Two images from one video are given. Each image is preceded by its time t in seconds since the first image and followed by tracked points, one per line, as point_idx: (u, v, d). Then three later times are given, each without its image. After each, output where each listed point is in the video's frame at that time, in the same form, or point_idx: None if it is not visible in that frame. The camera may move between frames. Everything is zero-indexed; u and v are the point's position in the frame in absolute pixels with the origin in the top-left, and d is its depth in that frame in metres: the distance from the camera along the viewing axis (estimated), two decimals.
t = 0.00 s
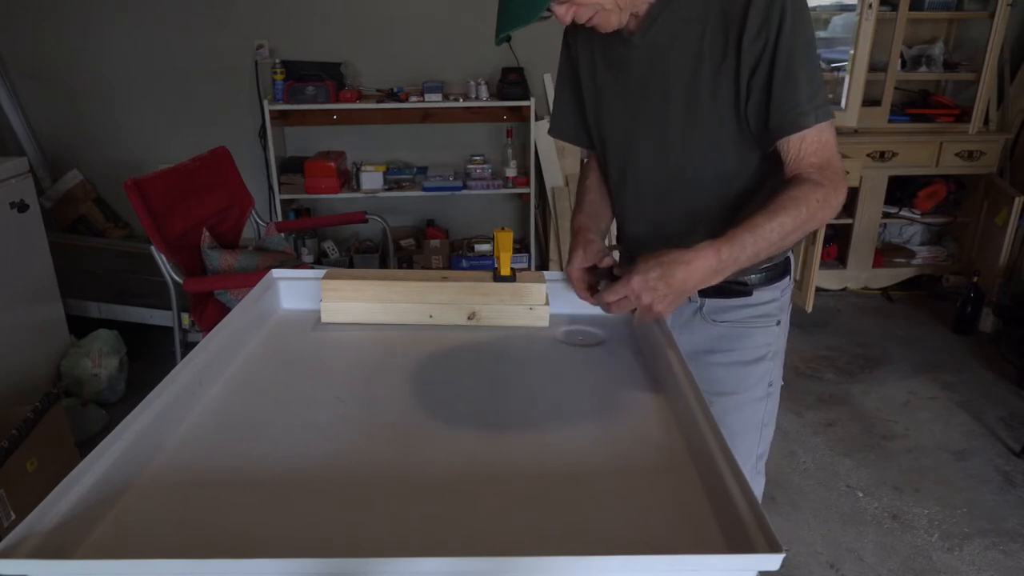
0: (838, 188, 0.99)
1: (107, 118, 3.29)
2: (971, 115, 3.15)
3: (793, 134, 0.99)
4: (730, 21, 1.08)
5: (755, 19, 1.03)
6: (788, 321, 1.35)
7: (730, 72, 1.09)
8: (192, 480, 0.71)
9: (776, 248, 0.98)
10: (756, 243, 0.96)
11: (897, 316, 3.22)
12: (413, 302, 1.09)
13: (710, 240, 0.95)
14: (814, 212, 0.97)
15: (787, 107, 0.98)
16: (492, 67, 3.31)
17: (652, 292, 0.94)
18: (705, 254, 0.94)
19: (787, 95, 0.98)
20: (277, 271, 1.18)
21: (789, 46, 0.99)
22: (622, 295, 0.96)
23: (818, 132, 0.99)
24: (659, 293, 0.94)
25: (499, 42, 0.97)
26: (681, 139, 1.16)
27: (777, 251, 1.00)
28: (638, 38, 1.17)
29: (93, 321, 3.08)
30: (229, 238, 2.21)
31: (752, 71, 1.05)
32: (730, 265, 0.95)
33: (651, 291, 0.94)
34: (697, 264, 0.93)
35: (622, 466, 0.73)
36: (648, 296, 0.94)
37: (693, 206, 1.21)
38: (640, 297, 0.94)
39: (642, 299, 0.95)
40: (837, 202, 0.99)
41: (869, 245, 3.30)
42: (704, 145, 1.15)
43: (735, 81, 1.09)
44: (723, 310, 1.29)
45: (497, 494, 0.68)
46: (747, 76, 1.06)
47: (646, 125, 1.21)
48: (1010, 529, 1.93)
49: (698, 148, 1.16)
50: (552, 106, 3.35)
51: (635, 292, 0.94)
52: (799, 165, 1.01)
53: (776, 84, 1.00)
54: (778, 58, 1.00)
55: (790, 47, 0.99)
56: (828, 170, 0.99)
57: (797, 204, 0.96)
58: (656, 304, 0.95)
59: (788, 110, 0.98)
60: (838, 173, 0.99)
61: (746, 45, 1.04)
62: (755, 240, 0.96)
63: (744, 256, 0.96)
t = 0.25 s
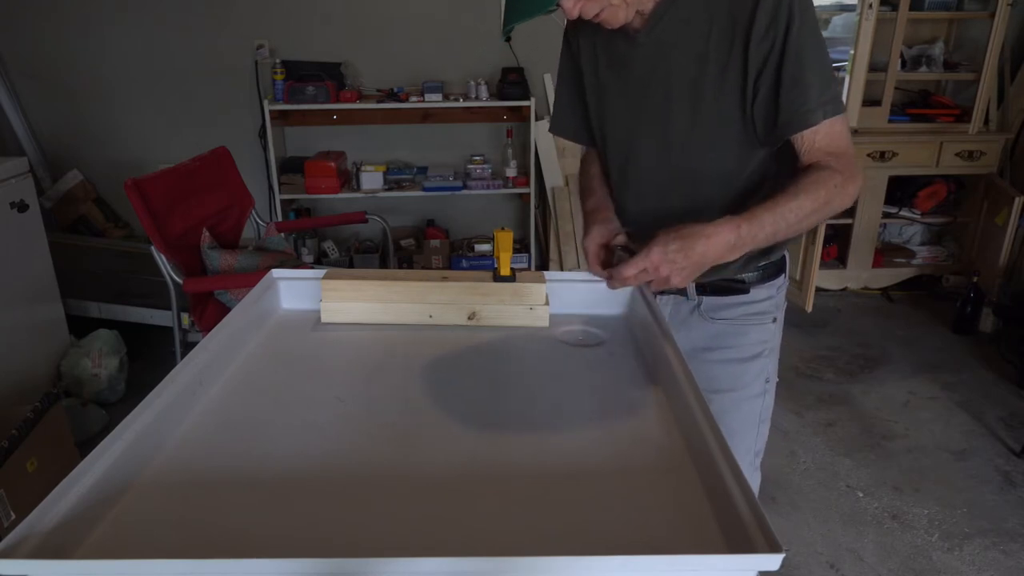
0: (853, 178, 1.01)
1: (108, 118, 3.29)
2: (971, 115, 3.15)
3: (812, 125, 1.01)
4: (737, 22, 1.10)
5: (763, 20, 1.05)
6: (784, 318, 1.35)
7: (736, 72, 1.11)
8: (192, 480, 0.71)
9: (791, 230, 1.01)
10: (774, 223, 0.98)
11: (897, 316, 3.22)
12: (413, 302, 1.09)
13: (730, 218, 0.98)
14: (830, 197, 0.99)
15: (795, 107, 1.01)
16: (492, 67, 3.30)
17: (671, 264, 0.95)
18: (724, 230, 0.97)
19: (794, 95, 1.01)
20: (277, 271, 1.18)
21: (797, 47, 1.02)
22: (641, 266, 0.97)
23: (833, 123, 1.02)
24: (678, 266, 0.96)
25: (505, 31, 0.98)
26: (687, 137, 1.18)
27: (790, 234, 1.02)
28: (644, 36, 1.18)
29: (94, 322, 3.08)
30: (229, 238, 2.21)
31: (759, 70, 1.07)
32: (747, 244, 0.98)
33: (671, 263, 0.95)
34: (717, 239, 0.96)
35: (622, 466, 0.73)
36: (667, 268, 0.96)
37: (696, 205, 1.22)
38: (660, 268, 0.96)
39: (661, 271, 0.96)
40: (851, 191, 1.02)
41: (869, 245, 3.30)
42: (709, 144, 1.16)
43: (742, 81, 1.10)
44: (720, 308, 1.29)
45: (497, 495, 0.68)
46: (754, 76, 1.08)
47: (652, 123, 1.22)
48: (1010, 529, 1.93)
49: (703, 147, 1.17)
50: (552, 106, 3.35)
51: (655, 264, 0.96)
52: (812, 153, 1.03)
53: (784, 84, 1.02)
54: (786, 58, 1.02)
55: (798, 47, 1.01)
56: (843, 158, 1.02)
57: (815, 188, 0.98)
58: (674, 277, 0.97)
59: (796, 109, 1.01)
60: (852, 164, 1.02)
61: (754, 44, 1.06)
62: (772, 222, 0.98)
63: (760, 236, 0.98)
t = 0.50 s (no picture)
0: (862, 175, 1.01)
1: (108, 118, 3.29)
2: (971, 115, 3.15)
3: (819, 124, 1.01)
4: (740, 22, 1.10)
5: (767, 20, 1.05)
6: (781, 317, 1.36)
7: (739, 72, 1.11)
8: (192, 480, 0.71)
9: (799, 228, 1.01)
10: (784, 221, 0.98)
11: (897, 316, 3.22)
12: (413, 302, 1.09)
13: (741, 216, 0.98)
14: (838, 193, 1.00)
15: (798, 107, 1.02)
16: (492, 67, 3.30)
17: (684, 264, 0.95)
18: (737, 230, 0.96)
19: (797, 95, 1.02)
20: (277, 271, 1.18)
21: (800, 47, 1.02)
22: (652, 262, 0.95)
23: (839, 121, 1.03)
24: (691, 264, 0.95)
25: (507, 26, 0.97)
26: (690, 136, 1.18)
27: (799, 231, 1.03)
28: (647, 34, 1.18)
29: (94, 322, 3.08)
30: (229, 238, 2.21)
31: (762, 69, 1.07)
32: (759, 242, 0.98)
33: (683, 262, 0.95)
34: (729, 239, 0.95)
35: (622, 466, 0.73)
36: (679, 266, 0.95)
37: (696, 205, 1.22)
38: (671, 267, 0.95)
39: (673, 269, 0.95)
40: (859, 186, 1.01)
41: (869, 245, 3.30)
42: (711, 144, 1.17)
43: (744, 81, 1.11)
44: (718, 306, 1.30)
45: (497, 494, 0.68)
46: (757, 76, 1.08)
47: (653, 123, 1.22)
48: (1010, 529, 1.93)
49: (704, 147, 1.17)
50: (552, 106, 3.35)
51: (667, 262, 0.95)
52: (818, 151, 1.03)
53: (787, 84, 1.03)
54: (789, 58, 1.02)
55: (801, 48, 1.02)
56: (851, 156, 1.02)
57: (823, 186, 0.99)
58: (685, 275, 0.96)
59: (800, 109, 1.01)
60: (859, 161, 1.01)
61: (757, 43, 1.07)
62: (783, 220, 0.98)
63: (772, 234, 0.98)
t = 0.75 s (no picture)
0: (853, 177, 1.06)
1: (108, 118, 3.29)
2: (971, 115, 3.15)
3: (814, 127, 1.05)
4: (742, 22, 1.11)
5: (769, 22, 1.06)
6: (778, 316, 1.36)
7: (739, 73, 1.12)
8: (192, 480, 0.71)
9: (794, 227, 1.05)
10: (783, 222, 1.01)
11: (897, 316, 3.22)
12: (413, 302, 1.09)
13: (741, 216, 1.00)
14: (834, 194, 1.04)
15: (797, 108, 1.03)
16: (492, 67, 3.30)
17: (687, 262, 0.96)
18: (737, 229, 0.99)
19: (797, 97, 1.03)
20: (277, 271, 1.18)
21: (802, 50, 1.04)
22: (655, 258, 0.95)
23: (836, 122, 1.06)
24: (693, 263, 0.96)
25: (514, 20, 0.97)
26: (690, 136, 1.18)
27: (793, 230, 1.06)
28: (649, 33, 1.18)
29: (94, 322, 3.08)
30: (229, 238, 2.21)
31: (763, 69, 1.08)
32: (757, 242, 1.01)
33: (686, 261, 0.96)
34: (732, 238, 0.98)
35: (622, 466, 0.73)
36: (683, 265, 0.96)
37: (694, 205, 1.22)
38: (674, 265, 0.96)
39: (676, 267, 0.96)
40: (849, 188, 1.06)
41: (869, 245, 3.30)
42: (710, 144, 1.17)
43: (745, 82, 1.12)
44: (716, 305, 1.30)
45: (497, 494, 0.68)
46: (757, 78, 1.10)
47: (653, 123, 1.22)
48: (1010, 529, 1.93)
49: (704, 147, 1.18)
50: (552, 106, 3.35)
51: (670, 260, 0.95)
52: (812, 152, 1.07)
53: (787, 86, 1.05)
54: (791, 60, 1.04)
55: (803, 51, 1.04)
56: (845, 157, 1.06)
57: (819, 186, 1.02)
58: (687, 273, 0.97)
59: (800, 111, 1.03)
60: (852, 162, 1.06)
61: (759, 44, 1.08)
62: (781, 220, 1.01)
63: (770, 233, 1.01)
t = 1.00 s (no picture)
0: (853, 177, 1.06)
1: (108, 118, 3.29)
2: (971, 115, 3.15)
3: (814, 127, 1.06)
4: (745, 22, 1.11)
5: (772, 22, 1.07)
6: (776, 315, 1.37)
7: (741, 73, 1.12)
8: (192, 480, 0.71)
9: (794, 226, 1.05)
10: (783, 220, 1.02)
11: (897, 316, 3.22)
12: (412, 302, 1.09)
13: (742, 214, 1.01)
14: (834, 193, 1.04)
15: (799, 108, 1.04)
16: (492, 67, 3.30)
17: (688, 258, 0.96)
18: (740, 227, 0.99)
19: (799, 96, 1.04)
20: (277, 271, 1.18)
21: (805, 50, 1.04)
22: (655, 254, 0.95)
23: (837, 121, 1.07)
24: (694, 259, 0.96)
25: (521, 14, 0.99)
26: (692, 135, 1.18)
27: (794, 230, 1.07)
28: (651, 33, 1.18)
29: (94, 322, 3.08)
30: (229, 238, 2.21)
31: (767, 68, 1.09)
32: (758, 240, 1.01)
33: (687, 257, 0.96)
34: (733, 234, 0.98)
35: (622, 466, 0.73)
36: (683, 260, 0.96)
37: (694, 205, 1.22)
38: (675, 261, 0.96)
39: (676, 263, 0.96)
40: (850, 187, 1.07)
41: (869, 245, 3.30)
42: (712, 144, 1.17)
43: (747, 82, 1.12)
44: (715, 304, 1.30)
45: (497, 495, 0.68)
46: (760, 78, 1.10)
47: (654, 122, 1.22)
48: (1010, 529, 1.93)
49: (705, 147, 1.18)
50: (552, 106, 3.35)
51: (670, 256, 0.96)
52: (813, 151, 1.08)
53: (790, 86, 1.05)
54: (794, 60, 1.05)
55: (805, 51, 1.05)
56: (845, 156, 1.07)
57: (820, 185, 1.03)
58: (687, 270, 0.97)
59: (801, 110, 1.04)
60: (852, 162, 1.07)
61: (762, 43, 1.08)
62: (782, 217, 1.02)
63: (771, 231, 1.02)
